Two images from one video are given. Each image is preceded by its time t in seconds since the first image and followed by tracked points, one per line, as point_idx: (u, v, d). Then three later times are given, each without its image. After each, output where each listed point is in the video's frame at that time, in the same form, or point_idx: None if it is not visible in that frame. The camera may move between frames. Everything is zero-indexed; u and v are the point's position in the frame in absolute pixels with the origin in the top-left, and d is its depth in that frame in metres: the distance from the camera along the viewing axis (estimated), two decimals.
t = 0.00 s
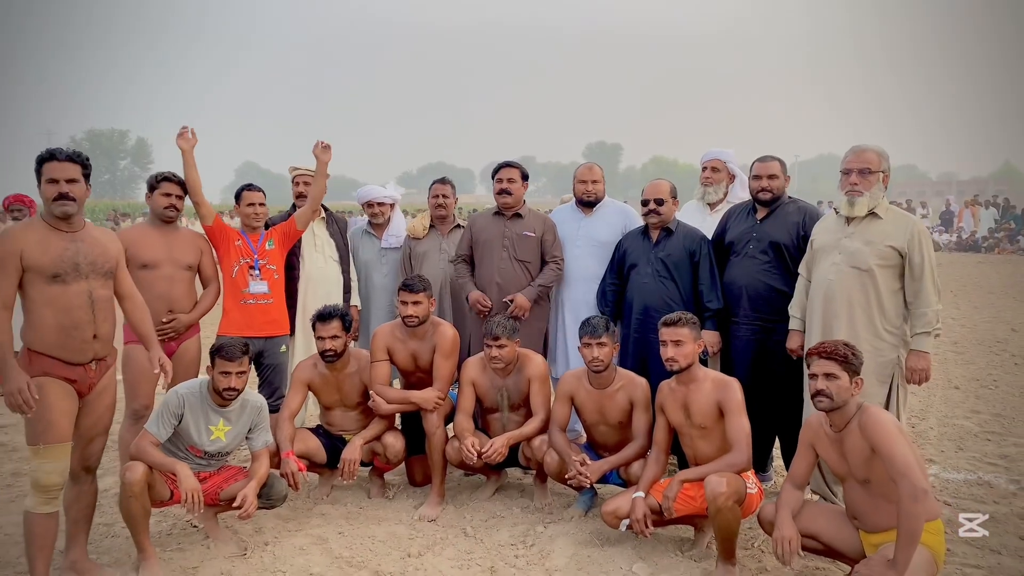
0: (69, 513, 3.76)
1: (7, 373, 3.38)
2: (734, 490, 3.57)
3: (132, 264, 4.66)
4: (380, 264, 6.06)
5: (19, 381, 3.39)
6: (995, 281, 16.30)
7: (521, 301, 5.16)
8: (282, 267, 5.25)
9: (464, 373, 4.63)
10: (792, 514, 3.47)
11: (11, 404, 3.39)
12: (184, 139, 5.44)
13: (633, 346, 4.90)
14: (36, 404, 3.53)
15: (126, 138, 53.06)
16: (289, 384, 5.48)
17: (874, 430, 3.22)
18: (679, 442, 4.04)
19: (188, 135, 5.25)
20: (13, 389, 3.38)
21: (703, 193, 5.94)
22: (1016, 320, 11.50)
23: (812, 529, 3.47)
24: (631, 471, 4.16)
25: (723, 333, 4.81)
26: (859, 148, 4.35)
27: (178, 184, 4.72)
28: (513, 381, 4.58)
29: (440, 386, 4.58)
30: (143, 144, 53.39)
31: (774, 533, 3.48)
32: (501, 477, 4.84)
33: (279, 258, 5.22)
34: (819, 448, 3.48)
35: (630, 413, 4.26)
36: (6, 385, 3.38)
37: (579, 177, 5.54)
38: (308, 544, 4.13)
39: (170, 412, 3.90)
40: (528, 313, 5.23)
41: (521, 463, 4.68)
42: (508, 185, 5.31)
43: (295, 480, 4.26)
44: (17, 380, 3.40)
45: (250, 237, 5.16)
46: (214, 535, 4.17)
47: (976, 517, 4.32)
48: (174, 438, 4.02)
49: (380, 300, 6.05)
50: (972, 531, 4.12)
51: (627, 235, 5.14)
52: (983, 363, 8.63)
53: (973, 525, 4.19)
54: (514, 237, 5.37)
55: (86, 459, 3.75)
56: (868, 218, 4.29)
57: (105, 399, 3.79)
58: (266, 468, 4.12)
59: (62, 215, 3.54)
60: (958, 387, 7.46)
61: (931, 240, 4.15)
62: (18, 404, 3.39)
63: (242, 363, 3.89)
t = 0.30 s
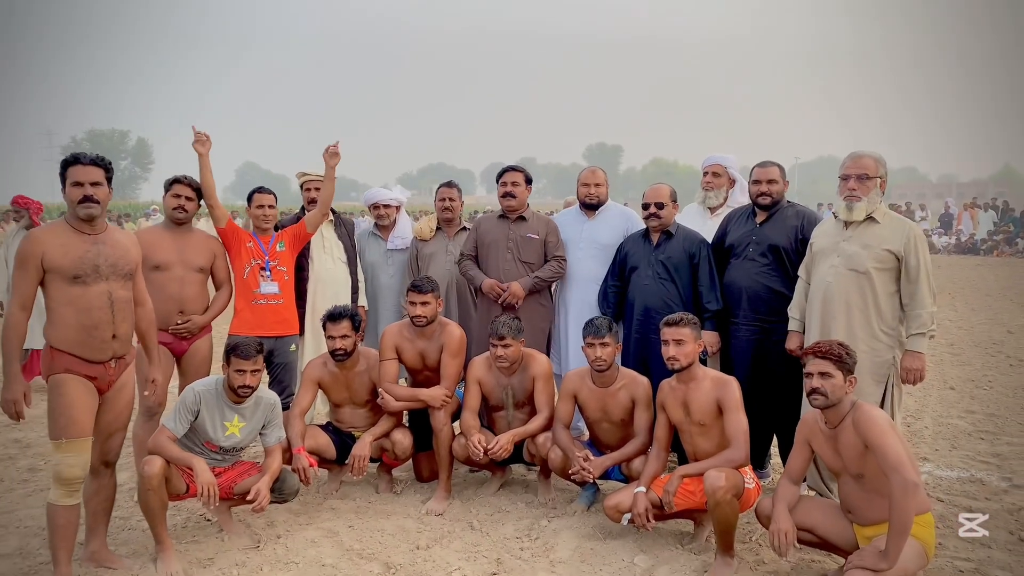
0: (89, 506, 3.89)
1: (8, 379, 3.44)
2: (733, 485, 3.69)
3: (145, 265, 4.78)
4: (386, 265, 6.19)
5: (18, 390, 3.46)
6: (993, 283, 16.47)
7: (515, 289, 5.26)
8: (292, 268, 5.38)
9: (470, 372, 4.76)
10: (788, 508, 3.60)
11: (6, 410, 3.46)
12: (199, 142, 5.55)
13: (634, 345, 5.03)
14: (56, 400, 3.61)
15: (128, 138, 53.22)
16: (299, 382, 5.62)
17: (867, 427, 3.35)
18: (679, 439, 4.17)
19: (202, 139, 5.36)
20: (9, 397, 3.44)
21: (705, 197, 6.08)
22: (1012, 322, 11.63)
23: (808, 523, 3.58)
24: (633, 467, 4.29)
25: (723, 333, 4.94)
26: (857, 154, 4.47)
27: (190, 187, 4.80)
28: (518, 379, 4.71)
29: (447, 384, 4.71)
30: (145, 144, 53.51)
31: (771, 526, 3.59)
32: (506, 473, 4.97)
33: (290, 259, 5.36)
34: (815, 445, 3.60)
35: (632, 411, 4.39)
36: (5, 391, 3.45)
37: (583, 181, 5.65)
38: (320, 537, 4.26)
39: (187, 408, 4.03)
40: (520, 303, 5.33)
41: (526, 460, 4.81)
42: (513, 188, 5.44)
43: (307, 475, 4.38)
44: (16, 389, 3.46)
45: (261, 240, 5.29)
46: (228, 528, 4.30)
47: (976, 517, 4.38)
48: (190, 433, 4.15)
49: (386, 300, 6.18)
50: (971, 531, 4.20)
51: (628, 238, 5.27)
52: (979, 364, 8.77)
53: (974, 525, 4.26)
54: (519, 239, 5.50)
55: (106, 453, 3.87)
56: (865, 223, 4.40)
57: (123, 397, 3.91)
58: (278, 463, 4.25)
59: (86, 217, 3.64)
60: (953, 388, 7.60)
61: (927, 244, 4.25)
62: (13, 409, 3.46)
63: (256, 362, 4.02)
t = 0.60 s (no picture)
0: (102, 497, 4.00)
1: (22, 371, 3.54)
2: (727, 479, 3.80)
3: (154, 264, 4.89)
4: (388, 266, 6.29)
5: (32, 383, 3.56)
6: (989, 287, 16.58)
7: (519, 290, 5.39)
8: (298, 268, 5.50)
9: (472, 370, 4.87)
10: (781, 502, 3.70)
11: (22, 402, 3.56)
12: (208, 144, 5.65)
13: (631, 345, 5.14)
14: (70, 394, 3.71)
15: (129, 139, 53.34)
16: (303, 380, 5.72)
17: (857, 422, 3.46)
18: (676, 435, 4.27)
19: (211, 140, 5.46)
20: (26, 389, 3.55)
21: (703, 200, 6.19)
22: (1008, 324, 11.76)
23: (800, 516, 3.69)
24: (631, 463, 4.40)
25: (720, 333, 5.04)
26: (851, 158, 4.52)
27: (200, 188, 4.91)
28: (519, 377, 4.82)
29: (449, 381, 4.83)
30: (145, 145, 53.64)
31: (764, 518, 3.69)
32: (507, 469, 5.08)
33: (296, 260, 5.47)
34: (807, 440, 3.71)
35: (630, 408, 4.50)
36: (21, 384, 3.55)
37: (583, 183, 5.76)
38: (325, 530, 4.37)
39: (197, 403, 4.15)
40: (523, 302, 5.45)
41: (526, 456, 4.92)
42: (514, 190, 5.56)
43: (312, 470, 4.48)
44: (31, 381, 3.56)
45: (268, 240, 5.40)
46: (235, 520, 4.41)
47: (976, 517, 4.40)
48: (200, 427, 4.26)
49: (389, 300, 6.29)
50: (971, 531, 4.24)
51: (627, 240, 5.38)
52: (973, 365, 8.88)
53: (974, 525, 4.29)
54: (520, 241, 5.61)
55: (118, 446, 3.97)
56: (859, 225, 4.45)
57: (134, 392, 4.00)
58: (285, 457, 4.36)
59: (102, 216, 3.75)
60: (946, 388, 7.72)
61: (919, 246, 4.30)
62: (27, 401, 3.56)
63: (264, 359, 4.13)
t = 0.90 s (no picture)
0: (113, 488, 4.11)
1: (49, 361, 3.64)
2: (721, 472, 3.91)
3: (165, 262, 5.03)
4: (390, 264, 6.41)
5: (62, 371, 3.67)
6: (986, 290, 16.70)
7: (519, 287, 5.50)
8: (303, 266, 5.62)
9: (473, 366, 4.99)
10: (773, 494, 3.81)
11: (51, 390, 3.67)
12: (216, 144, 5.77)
13: (628, 342, 5.26)
14: (85, 387, 3.83)
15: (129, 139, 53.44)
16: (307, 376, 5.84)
17: (846, 417, 3.56)
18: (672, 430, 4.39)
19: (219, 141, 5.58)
20: (55, 377, 3.66)
21: (701, 202, 6.32)
22: (1003, 327, 11.87)
23: (791, 508, 3.80)
24: (627, 457, 4.52)
25: (715, 331, 5.16)
26: (844, 161, 4.58)
27: (209, 188, 5.06)
28: (518, 373, 4.94)
29: (451, 377, 4.95)
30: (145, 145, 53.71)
31: (756, 510, 3.80)
32: (506, 464, 5.20)
33: (301, 258, 5.59)
34: (798, 434, 3.81)
35: (627, 404, 4.61)
36: (48, 372, 3.65)
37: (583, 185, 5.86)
38: (330, 521, 4.49)
39: (206, 396, 4.27)
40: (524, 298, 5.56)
41: (525, 451, 5.03)
42: (514, 191, 5.68)
43: (317, 463, 4.60)
44: (58, 368, 3.66)
45: (274, 238, 5.52)
46: (242, 512, 4.52)
47: (976, 518, 4.36)
48: (209, 421, 4.38)
49: (391, 298, 6.41)
50: (972, 531, 4.21)
51: (625, 240, 5.50)
52: (967, 366, 8.99)
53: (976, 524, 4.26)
54: (520, 241, 5.73)
55: (129, 438, 4.08)
56: (851, 227, 4.53)
57: (146, 385, 4.12)
58: (292, 450, 4.47)
59: (116, 214, 3.86)
60: (939, 389, 7.82)
61: (909, 248, 4.37)
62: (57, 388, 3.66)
63: (272, 354, 4.24)
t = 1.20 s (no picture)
0: (123, 482, 4.22)
1: (60, 360, 3.74)
2: (717, 468, 4.01)
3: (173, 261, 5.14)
4: (393, 265, 6.51)
5: (71, 370, 3.78)
6: (983, 292, 16.81)
7: (520, 286, 5.59)
8: (308, 267, 5.72)
9: (475, 365, 5.09)
10: (768, 489, 3.89)
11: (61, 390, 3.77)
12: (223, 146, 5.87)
13: (626, 342, 5.36)
14: (98, 382, 3.93)
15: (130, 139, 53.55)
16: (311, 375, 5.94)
17: (839, 414, 3.64)
18: (669, 428, 4.49)
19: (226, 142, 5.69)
20: (65, 377, 3.76)
21: (696, 203, 6.42)
22: (999, 329, 11.97)
23: (786, 503, 3.88)
24: (626, 454, 4.61)
25: (713, 331, 5.26)
26: (838, 165, 4.56)
27: (216, 190, 5.15)
28: (519, 372, 5.04)
29: (453, 375, 5.04)
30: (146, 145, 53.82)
31: (751, 504, 3.89)
32: (507, 461, 5.29)
33: (306, 259, 5.69)
34: (793, 431, 3.89)
35: (625, 402, 4.71)
36: (59, 372, 3.75)
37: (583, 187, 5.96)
38: (334, 515, 4.58)
39: (215, 393, 4.37)
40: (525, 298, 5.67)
41: (526, 448, 5.13)
42: (516, 193, 5.78)
43: (322, 459, 4.69)
44: (68, 370, 3.77)
45: (280, 239, 5.62)
46: (248, 507, 4.62)
47: (976, 517, 4.35)
48: (216, 417, 4.48)
49: (393, 298, 6.51)
50: (973, 531, 4.20)
51: (623, 242, 5.60)
52: (962, 368, 9.09)
53: (976, 524, 4.25)
54: (521, 242, 5.83)
55: (139, 433, 4.19)
56: (845, 229, 4.48)
57: (156, 380, 4.22)
58: (297, 446, 4.57)
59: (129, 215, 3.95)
60: (934, 389, 7.92)
61: (903, 250, 4.35)
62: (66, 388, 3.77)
63: (279, 352, 4.34)
